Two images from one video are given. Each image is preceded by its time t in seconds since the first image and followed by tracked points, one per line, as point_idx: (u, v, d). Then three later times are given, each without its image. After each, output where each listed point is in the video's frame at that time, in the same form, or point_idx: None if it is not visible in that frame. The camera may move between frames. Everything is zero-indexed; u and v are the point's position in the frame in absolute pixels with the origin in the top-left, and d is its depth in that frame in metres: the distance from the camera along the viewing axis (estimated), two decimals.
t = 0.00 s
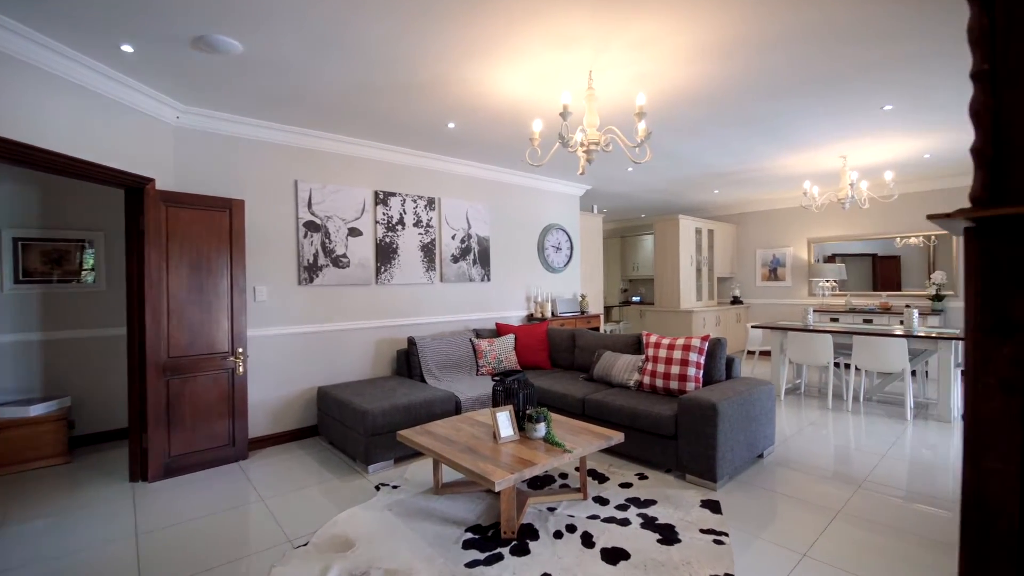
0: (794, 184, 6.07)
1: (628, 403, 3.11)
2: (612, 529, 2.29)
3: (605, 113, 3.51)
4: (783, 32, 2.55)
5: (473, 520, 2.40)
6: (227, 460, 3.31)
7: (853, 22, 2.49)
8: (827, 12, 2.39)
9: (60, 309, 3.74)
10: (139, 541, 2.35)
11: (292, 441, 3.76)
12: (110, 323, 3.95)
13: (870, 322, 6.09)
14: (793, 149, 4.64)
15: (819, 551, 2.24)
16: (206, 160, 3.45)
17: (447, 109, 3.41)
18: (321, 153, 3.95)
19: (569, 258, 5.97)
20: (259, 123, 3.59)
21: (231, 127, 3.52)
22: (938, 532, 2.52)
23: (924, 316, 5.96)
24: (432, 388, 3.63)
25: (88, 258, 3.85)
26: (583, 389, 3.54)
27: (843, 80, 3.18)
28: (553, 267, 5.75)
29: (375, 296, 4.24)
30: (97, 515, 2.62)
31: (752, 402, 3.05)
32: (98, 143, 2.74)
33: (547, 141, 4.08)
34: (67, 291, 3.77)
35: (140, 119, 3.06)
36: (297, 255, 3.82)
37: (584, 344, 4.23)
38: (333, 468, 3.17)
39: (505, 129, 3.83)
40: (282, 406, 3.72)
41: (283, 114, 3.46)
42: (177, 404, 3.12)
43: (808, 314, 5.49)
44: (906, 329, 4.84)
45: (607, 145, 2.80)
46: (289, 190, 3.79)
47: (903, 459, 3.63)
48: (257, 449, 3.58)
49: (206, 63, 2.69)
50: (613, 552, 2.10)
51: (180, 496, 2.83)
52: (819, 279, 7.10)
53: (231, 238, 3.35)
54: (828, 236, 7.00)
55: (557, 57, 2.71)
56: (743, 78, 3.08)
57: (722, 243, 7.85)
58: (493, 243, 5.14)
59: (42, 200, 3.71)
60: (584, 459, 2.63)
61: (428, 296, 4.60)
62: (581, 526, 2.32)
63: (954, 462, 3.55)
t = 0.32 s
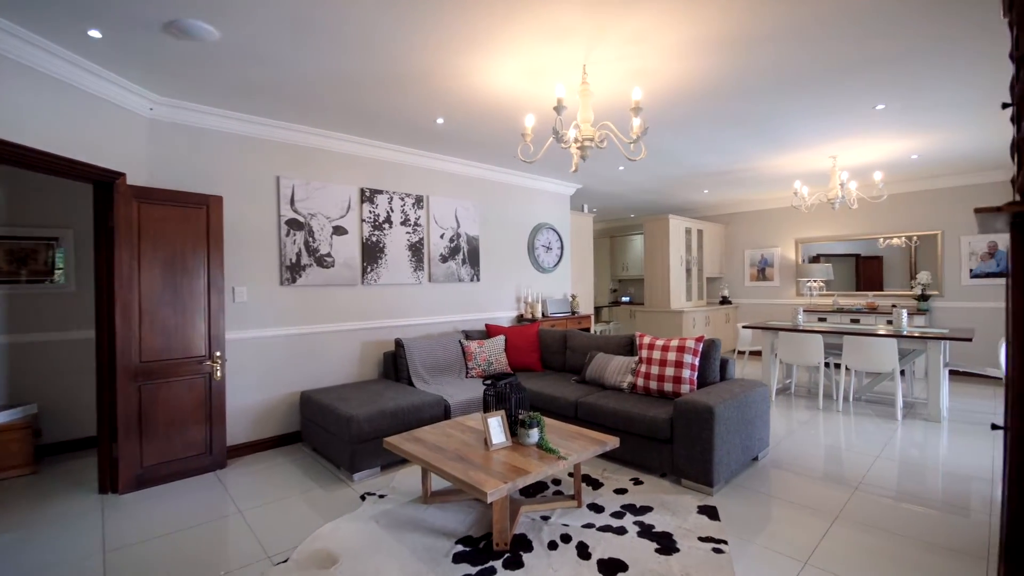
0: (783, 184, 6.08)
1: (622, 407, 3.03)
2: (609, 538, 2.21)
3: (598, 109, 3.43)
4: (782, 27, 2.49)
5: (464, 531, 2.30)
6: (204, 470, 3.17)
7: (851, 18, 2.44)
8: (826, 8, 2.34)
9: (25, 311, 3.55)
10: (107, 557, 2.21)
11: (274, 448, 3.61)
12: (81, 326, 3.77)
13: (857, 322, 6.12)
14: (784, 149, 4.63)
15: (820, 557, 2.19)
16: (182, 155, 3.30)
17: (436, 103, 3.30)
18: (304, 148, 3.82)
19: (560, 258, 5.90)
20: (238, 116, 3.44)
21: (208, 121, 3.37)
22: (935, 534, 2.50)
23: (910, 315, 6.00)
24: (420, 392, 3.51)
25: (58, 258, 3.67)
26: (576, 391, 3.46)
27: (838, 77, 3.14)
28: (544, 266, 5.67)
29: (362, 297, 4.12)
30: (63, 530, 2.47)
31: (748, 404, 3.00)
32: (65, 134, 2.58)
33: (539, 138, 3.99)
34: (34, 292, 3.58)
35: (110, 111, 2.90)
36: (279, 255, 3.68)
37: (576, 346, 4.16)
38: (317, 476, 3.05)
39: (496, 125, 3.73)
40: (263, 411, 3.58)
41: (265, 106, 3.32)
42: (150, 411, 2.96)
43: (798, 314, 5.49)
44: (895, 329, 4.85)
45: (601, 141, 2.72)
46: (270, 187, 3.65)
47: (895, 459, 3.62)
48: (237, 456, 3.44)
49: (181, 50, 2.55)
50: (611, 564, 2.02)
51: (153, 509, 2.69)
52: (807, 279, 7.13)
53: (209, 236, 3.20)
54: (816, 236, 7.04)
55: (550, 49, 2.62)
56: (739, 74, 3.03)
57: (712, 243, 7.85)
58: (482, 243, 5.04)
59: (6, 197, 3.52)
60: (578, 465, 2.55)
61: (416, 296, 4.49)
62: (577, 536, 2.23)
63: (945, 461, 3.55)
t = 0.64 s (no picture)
0: (771, 185, 6.09)
1: (612, 410, 2.97)
2: (601, 548, 2.14)
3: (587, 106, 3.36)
4: (775, 23, 2.44)
5: (451, 543, 2.21)
6: (176, 481, 3.02)
7: (844, 16, 2.41)
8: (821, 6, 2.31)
9: None
10: None
11: (252, 456, 3.47)
12: (48, 329, 3.59)
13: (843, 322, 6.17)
14: (771, 150, 4.63)
15: (818, 562, 2.14)
16: (153, 149, 3.14)
17: (421, 97, 3.20)
18: (284, 144, 3.68)
19: (548, 258, 5.83)
20: (212, 110, 3.30)
21: (180, 114, 3.22)
22: (928, 534, 2.48)
23: (894, 315, 6.06)
24: (405, 396, 3.40)
25: (20, 258, 3.48)
26: (565, 395, 3.38)
27: (829, 78, 3.12)
28: (532, 267, 5.60)
29: (344, 298, 3.99)
30: (22, 547, 2.31)
31: (740, 406, 2.95)
32: (25, 126, 2.42)
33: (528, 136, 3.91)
34: None
35: (74, 101, 2.74)
36: (257, 254, 3.53)
37: (565, 348, 4.08)
38: (297, 486, 2.92)
39: (484, 121, 3.64)
40: (241, 418, 3.44)
41: (242, 99, 3.18)
42: (117, 419, 2.81)
43: (785, 315, 5.51)
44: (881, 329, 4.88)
45: (592, 138, 2.64)
46: (248, 184, 3.51)
47: (884, 459, 3.62)
48: (212, 466, 3.29)
49: (150, 37, 2.41)
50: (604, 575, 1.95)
51: (121, 523, 2.54)
52: (793, 279, 7.18)
53: (181, 235, 3.05)
54: (801, 237, 7.09)
55: (540, 43, 2.54)
56: (731, 72, 2.99)
57: (699, 244, 7.86)
58: (469, 243, 4.94)
59: None
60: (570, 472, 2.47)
61: (402, 297, 4.38)
62: (569, 546, 2.15)
63: (932, 460, 3.56)
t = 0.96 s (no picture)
0: (755, 186, 6.13)
1: (601, 413, 2.91)
2: (592, 558, 2.07)
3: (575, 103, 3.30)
4: (769, 19, 2.40)
5: (436, 554, 2.12)
6: (145, 492, 2.87)
7: (836, 14, 2.38)
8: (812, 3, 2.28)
9: None
10: None
11: (228, 465, 3.33)
12: (6, 333, 3.40)
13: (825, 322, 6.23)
14: (757, 151, 4.64)
15: (812, 566, 2.09)
16: (121, 143, 2.99)
17: (405, 92, 3.10)
18: (261, 139, 3.55)
19: (534, 258, 5.76)
20: (184, 102, 3.15)
21: (150, 106, 3.07)
22: (916, 533, 2.48)
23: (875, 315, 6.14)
24: (388, 401, 3.30)
25: None
26: (553, 397, 3.32)
27: (817, 79, 3.12)
28: (518, 267, 5.53)
29: (325, 299, 3.87)
30: None
31: (729, 408, 2.92)
32: None
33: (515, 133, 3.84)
34: None
35: (33, 91, 2.57)
36: (232, 254, 3.39)
37: (552, 349, 4.02)
38: (274, 496, 2.80)
39: (470, 117, 3.56)
40: (215, 425, 3.30)
41: (216, 91, 3.04)
42: (81, 427, 2.65)
43: (770, 315, 5.53)
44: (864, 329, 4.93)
45: (581, 135, 2.58)
46: (223, 181, 3.37)
47: (868, 458, 3.64)
48: (185, 475, 3.15)
49: (116, 24, 2.27)
50: None
51: (83, 538, 2.40)
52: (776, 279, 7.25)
53: (149, 233, 2.90)
54: (785, 238, 7.15)
55: (528, 36, 2.47)
56: (720, 71, 2.96)
57: (684, 244, 7.89)
58: (454, 242, 4.85)
59: None
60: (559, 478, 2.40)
61: (385, 298, 4.27)
62: (558, 556, 2.08)
63: (915, 459, 3.59)
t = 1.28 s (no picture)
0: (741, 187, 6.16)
1: (591, 417, 2.85)
2: (584, 567, 2.01)
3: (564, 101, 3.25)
4: (763, 18, 2.37)
5: (423, 566, 2.04)
6: (114, 504, 2.72)
7: (828, 16, 2.37)
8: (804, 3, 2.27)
9: None
10: None
11: (203, 474, 3.20)
12: None
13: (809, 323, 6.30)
14: (744, 152, 4.65)
15: (807, 570, 2.06)
16: (89, 136, 2.84)
17: (390, 87, 3.02)
18: (239, 133, 3.41)
19: (521, 259, 5.70)
20: (158, 94, 3.02)
21: (121, 97, 2.93)
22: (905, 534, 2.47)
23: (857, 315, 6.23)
24: (372, 405, 3.20)
25: None
26: (541, 400, 3.25)
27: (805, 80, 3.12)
28: (505, 268, 5.46)
29: (306, 300, 3.75)
30: None
31: (720, 410, 2.89)
32: None
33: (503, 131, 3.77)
34: None
35: None
36: (208, 253, 3.25)
37: (540, 351, 3.95)
38: (252, 506, 2.69)
39: (457, 113, 3.48)
40: (191, 432, 3.16)
41: (191, 82, 2.91)
42: (44, 437, 2.50)
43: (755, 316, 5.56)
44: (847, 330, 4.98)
45: (571, 131, 2.52)
46: (199, 177, 3.24)
47: (855, 458, 3.66)
48: (157, 485, 3.01)
49: (83, 9, 2.15)
50: None
51: (46, 554, 2.26)
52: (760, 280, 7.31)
53: (119, 230, 2.75)
54: (769, 239, 7.22)
55: (518, 30, 2.41)
56: (710, 70, 2.93)
57: (670, 245, 7.91)
58: (440, 242, 4.76)
59: None
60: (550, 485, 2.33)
61: (369, 299, 4.16)
62: (549, 566, 2.02)
63: (899, 458, 3.62)
